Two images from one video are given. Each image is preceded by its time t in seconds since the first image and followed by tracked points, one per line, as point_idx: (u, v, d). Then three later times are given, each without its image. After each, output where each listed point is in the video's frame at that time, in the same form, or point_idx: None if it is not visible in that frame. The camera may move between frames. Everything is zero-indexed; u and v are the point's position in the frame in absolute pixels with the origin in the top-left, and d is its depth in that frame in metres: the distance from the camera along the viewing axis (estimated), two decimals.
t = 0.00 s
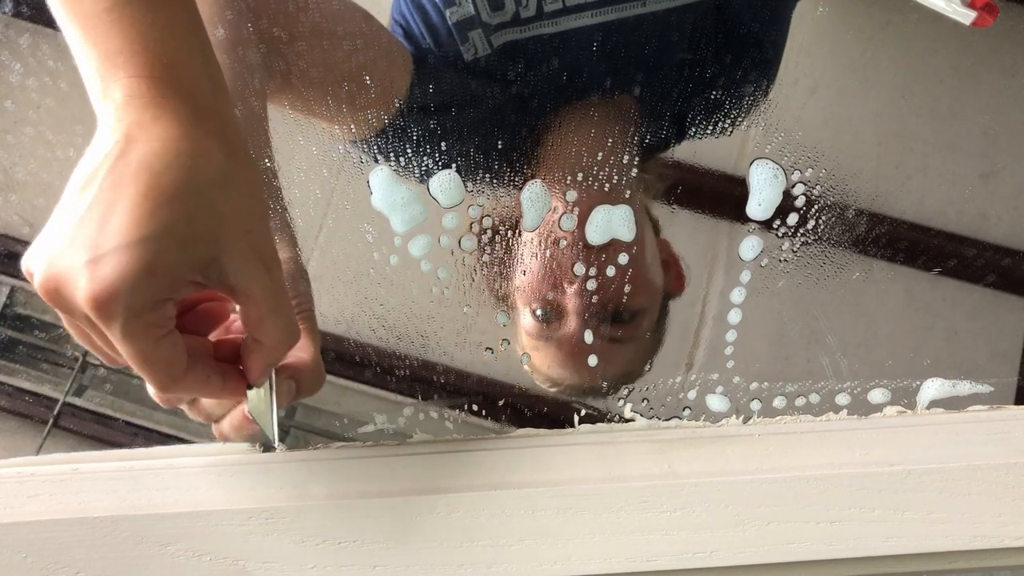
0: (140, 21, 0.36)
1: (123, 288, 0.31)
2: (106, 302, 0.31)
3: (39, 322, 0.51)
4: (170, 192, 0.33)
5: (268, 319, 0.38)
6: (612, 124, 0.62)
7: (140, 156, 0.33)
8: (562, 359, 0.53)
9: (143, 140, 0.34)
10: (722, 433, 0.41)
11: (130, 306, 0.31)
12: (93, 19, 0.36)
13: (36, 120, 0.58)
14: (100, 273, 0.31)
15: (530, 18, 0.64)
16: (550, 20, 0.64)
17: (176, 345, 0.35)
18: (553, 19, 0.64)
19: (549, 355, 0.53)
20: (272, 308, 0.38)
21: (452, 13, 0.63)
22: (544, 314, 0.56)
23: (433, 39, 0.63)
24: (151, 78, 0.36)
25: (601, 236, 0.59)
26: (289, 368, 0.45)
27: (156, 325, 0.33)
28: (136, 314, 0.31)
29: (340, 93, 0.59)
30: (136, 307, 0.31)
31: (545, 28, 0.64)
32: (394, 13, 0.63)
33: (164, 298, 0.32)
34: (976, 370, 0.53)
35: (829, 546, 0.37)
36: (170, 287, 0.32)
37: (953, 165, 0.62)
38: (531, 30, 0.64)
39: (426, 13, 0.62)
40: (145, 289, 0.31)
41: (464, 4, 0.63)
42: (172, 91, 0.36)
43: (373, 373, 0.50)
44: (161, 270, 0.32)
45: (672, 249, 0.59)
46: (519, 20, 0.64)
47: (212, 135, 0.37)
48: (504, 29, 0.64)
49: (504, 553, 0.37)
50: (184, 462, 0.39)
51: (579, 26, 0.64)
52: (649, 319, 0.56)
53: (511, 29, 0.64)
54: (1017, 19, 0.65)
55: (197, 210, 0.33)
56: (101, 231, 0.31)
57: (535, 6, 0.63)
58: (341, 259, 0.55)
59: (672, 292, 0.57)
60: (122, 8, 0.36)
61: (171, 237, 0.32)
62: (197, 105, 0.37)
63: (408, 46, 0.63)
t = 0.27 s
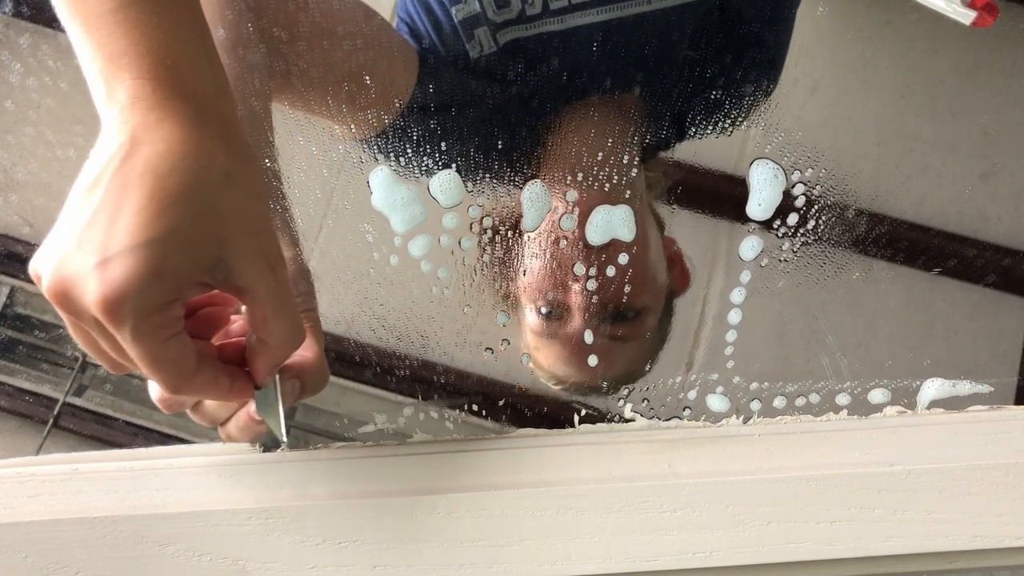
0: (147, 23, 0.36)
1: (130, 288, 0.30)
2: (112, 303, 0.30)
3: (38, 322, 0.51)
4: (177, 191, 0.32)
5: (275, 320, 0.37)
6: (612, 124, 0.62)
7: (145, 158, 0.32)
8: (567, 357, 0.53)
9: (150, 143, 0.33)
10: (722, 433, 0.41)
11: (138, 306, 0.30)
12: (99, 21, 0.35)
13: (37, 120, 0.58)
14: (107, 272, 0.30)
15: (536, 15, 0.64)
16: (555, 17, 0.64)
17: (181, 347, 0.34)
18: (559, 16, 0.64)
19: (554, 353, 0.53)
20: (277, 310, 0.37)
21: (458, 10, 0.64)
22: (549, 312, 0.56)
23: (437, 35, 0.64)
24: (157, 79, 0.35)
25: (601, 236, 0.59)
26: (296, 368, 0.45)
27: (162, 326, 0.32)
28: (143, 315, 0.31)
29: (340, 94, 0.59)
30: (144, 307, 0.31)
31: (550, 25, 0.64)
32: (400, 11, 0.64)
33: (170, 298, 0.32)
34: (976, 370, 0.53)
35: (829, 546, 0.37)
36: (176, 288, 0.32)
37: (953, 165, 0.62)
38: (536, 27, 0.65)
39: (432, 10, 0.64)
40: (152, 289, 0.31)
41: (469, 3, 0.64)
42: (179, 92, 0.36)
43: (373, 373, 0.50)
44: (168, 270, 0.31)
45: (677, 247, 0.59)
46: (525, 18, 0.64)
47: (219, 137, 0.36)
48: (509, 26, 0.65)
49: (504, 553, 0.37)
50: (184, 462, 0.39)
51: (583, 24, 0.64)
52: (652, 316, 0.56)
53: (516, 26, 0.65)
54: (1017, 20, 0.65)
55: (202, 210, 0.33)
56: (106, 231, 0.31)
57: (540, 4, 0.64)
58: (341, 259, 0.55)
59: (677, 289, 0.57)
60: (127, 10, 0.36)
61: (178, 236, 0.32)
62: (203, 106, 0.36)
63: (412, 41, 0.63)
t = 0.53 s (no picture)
0: (181, 29, 0.37)
1: (182, 288, 0.31)
2: (166, 302, 0.31)
3: (38, 322, 0.51)
4: (222, 195, 0.34)
5: (310, 320, 0.39)
6: (612, 124, 0.62)
7: (188, 161, 0.34)
8: (570, 356, 0.53)
9: (191, 145, 0.34)
10: (722, 433, 0.41)
11: (190, 305, 0.32)
12: (135, 28, 0.37)
13: (37, 120, 0.58)
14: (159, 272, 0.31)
15: (540, 14, 0.65)
16: (560, 15, 0.65)
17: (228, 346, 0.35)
18: (564, 15, 0.65)
19: (558, 352, 0.53)
20: (313, 311, 0.39)
21: (463, 10, 0.65)
22: (553, 311, 0.56)
23: (442, 36, 0.64)
24: (194, 85, 0.36)
25: (600, 236, 0.59)
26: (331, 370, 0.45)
27: (211, 325, 0.33)
28: (194, 313, 0.32)
29: (340, 93, 0.59)
30: (194, 306, 0.32)
31: (555, 24, 0.65)
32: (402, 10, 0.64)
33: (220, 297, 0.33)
34: (976, 370, 0.53)
35: (829, 546, 0.37)
36: (223, 288, 0.33)
37: (953, 165, 0.62)
38: (541, 25, 0.66)
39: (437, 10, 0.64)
40: (202, 288, 0.32)
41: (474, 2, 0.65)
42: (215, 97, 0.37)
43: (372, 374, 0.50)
44: (217, 270, 0.33)
45: (680, 245, 0.59)
46: (529, 16, 0.66)
47: (254, 140, 0.38)
48: (514, 24, 0.66)
49: (504, 553, 0.37)
50: (184, 462, 0.39)
51: (587, 22, 0.65)
52: (656, 315, 0.56)
53: (521, 24, 0.66)
54: (1017, 20, 0.65)
55: (246, 214, 0.34)
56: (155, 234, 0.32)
57: (544, 3, 0.65)
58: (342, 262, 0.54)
59: (680, 288, 0.57)
60: (161, 17, 0.37)
61: (225, 238, 0.33)
62: (236, 110, 0.38)
63: (419, 43, 0.64)
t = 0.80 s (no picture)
0: (222, 28, 0.36)
1: (238, 288, 0.31)
2: (223, 306, 0.30)
3: (38, 322, 0.51)
4: (273, 192, 0.32)
5: (358, 314, 0.38)
6: (613, 124, 0.62)
7: (234, 161, 0.32)
8: (575, 355, 0.53)
9: (237, 145, 0.33)
10: (722, 433, 0.41)
11: (246, 305, 0.31)
12: (173, 30, 0.35)
13: (37, 120, 0.58)
14: (214, 276, 0.30)
15: (545, 15, 0.65)
16: (565, 16, 0.65)
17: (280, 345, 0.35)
18: (568, 15, 0.65)
19: (563, 352, 0.53)
20: (359, 305, 0.38)
21: (468, 10, 0.64)
22: (559, 311, 0.55)
23: (447, 36, 0.64)
24: (236, 84, 0.35)
25: (600, 236, 0.59)
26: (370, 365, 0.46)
27: (267, 325, 0.33)
28: (250, 314, 0.32)
29: (340, 92, 0.59)
30: (249, 306, 0.31)
31: (559, 24, 0.65)
32: (406, 12, 0.64)
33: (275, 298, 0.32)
34: (975, 370, 0.53)
35: (828, 545, 0.37)
36: (278, 288, 0.32)
37: (953, 165, 0.62)
38: (545, 26, 0.65)
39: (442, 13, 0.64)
40: (257, 288, 0.31)
41: (478, 3, 0.64)
42: (258, 95, 0.35)
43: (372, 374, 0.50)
44: (271, 270, 0.32)
45: (685, 244, 0.59)
46: (533, 17, 0.65)
47: (299, 137, 0.36)
48: (518, 25, 0.65)
49: (504, 553, 0.37)
50: (184, 462, 0.39)
51: (592, 22, 0.65)
52: (661, 314, 0.56)
53: (525, 25, 0.65)
54: (1017, 19, 0.65)
55: (297, 211, 0.33)
56: (206, 236, 0.31)
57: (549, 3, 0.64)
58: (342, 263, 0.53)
59: (685, 287, 0.57)
60: (200, 18, 0.36)
61: (279, 238, 0.32)
62: (281, 108, 0.36)
63: (424, 44, 0.64)
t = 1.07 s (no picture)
0: (256, 24, 0.35)
1: (292, 289, 0.30)
2: (277, 307, 0.30)
3: (38, 322, 0.51)
4: (319, 191, 0.32)
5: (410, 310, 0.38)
6: (613, 124, 0.62)
7: (280, 159, 0.32)
8: (580, 354, 0.53)
9: (281, 145, 0.32)
10: (721, 433, 0.41)
11: (300, 306, 0.31)
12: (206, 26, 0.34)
13: (36, 120, 0.58)
14: (267, 276, 0.30)
15: (550, 15, 0.64)
16: (570, 16, 0.64)
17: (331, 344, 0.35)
18: (573, 15, 0.64)
19: (568, 351, 0.53)
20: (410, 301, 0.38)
21: (474, 11, 0.64)
22: (566, 310, 0.55)
23: (451, 36, 0.64)
24: (272, 83, 0.35)
25: (600, 236, 0.58)
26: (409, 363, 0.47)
27: (320, 324, 0.33)
28: (303, 314, 0.31)
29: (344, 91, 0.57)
30: (303, 307, 0.31)
31: (565, 24, 0.64)
32: (410, 12, 0.64)
33: (326, 297, 0.32)
34: (976, 370, 0.53)
35: (829, 546, 0.37)
36: (330, 287, 0.32)
37: (953, 165, 0.62)
38: (550, 26, 0.64)
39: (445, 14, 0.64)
40: (309, 289, 0.31)
41: (484, 3, 0.64)
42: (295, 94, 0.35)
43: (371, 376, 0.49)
44: (322, 270, 0.31)
45: (691, 242, 0.58)
46: (539, 17, 0.64)
47: (340, 132, 0.36)
48: (524, 26, 0.64)
49: (504, 553, 0.37)
50: (184, 462, 0.39)
51: (598, 22, 0.64)
52: (670, 312, 0.56)
53: (530, 25, 0.64)
54: (1017, 20, 0.65)
55: (344, 209, 0.33)
56: (256, 236, 0.30)
57: (555, 3, 0.64)
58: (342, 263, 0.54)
59: (692, 285, 0.57)
60: (234, 14, 0.35)
61: (328, 236, 0.32)
62: (319, 105, 0.36)
63: (427, 43, 0.64)
